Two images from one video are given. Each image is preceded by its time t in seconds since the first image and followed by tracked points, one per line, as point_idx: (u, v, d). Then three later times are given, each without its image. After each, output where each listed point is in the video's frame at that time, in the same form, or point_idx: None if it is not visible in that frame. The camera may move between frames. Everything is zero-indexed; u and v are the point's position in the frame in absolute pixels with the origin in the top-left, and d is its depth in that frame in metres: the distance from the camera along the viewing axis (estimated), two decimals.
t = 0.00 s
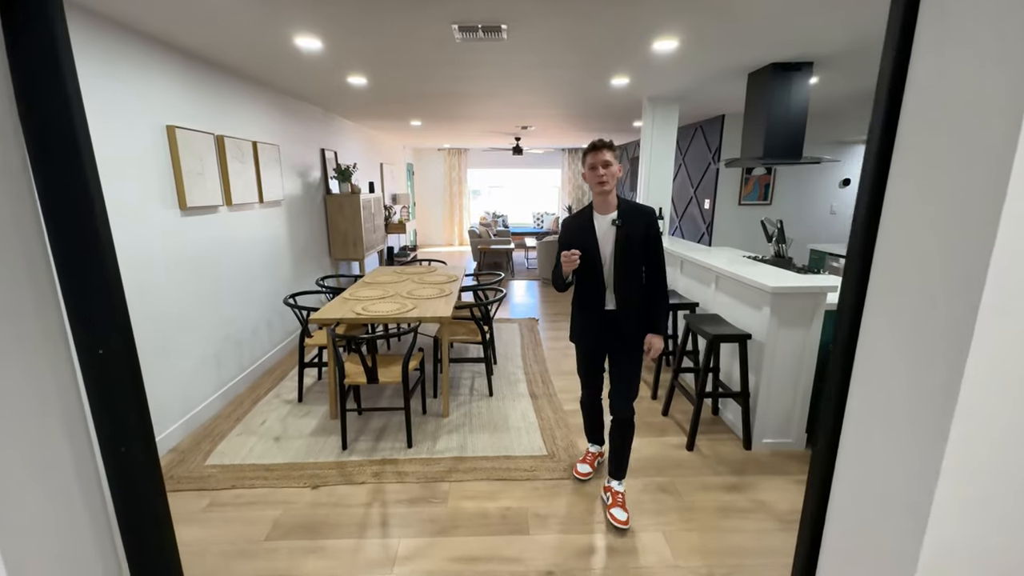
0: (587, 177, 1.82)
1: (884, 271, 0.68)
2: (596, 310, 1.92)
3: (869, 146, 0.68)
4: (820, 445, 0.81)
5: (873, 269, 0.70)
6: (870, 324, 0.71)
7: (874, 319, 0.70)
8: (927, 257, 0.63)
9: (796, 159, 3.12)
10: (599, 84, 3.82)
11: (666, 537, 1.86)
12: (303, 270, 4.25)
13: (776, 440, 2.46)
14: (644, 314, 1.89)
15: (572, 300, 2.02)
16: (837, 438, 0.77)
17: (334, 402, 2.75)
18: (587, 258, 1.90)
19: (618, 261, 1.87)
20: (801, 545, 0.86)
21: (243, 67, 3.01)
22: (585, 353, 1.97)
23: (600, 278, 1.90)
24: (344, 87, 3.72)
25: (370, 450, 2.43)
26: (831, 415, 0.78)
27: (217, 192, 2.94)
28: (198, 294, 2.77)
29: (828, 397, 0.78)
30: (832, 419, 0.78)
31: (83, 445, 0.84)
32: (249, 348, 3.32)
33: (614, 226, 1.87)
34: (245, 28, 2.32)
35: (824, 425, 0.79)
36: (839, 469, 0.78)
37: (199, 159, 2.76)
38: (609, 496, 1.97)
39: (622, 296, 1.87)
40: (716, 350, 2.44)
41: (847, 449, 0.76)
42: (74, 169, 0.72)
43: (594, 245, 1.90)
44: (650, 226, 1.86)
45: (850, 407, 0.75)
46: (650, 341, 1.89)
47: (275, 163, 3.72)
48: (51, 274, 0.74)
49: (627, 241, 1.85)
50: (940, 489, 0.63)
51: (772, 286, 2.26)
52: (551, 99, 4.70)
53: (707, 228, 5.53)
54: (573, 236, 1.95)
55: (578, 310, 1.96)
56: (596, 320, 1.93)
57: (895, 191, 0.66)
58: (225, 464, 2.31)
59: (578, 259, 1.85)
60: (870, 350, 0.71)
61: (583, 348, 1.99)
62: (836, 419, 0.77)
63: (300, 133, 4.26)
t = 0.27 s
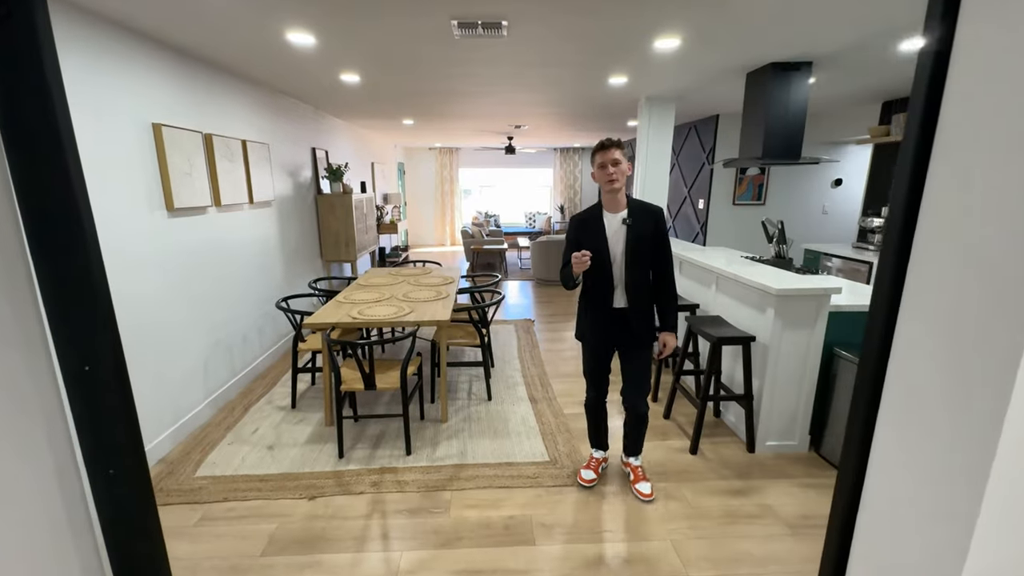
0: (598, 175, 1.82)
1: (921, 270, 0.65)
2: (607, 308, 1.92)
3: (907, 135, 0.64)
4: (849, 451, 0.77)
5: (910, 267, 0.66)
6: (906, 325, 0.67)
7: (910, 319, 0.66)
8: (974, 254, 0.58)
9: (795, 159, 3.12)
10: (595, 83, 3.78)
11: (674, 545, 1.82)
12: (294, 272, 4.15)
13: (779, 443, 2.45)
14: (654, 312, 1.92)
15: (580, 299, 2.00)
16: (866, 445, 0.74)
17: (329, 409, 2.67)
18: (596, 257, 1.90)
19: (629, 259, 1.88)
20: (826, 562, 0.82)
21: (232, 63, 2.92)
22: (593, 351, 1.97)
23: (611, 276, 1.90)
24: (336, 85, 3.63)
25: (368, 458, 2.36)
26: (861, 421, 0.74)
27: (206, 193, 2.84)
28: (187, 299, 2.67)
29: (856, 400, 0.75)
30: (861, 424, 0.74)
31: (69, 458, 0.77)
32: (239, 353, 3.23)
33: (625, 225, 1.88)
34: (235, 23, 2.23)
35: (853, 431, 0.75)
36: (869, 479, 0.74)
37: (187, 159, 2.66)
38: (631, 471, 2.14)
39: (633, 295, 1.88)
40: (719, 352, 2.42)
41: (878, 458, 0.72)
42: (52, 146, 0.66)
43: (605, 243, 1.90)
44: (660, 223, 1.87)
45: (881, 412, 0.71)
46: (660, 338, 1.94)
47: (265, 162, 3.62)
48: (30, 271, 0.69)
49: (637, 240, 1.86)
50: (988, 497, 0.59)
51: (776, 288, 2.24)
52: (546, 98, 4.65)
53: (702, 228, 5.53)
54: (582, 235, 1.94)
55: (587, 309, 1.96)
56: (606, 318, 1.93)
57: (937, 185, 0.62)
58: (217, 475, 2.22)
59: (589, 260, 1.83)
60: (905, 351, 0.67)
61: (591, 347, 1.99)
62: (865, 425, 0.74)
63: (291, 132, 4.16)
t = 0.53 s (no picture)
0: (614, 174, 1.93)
1: (942, 272, 0.61)
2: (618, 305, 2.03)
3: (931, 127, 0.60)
4: (865, 459, 0.74)
5: (931, 268, 0.63)
6: (927, 329, 0.64)
7: (931, 323, 0.63)
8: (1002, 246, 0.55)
9: (785, 160, 3.15)
10: (587, 83, 3.76)
11: (677, 548, 1.81)
12: (281, 274, 4.06)
13: (775, 442, 2.46)
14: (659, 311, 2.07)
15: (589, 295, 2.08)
16: (885, 453, 0.70)
17: (320, 416, 2.60)
18: (610, 255, 1.98)
19: (641, 259, 1.99)
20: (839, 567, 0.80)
21: (216, 59, 2.82)
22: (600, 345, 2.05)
23: (623, 274, 2.00)
24: (323, 82, 3.55)
25: (363, 465, 2.30)
26: (879, 427, 0.71)
27: (189, 194, 2.75)
28: (171, 303, 2.58)
29: (873, 406, 0.71)
30: (879, 430, 0.71)
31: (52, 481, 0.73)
32: (226, 358, 3.13)
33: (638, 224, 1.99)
34: (220, 17, 2.15)
35: (871, 437, 0.72)
36: (885, 487, 0.71)
37: (170, 159, 2.57)
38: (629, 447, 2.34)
39: (642, 294, 2.01)
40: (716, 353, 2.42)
41: (897, 466, 0.69)
42: (30, 137, 0.61)
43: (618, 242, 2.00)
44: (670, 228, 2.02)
45: (900, 419, 0.68)
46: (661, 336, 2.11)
47: (250, 162, 3.52)
48: (1, 267, 0.63)
49: (649, 241, 1.99)
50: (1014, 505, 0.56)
51: (773, 289, 2.25)
52: (536, 97, 4.62)
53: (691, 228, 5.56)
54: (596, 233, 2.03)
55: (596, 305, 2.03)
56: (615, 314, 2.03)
57: (962, 180, 0.59)
58: (205, 487, 2.14)
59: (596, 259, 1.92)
60: (926, 357, 0.64)
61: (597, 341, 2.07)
62: (883, 431, 0.70)
63: (275, 131, 4.06)
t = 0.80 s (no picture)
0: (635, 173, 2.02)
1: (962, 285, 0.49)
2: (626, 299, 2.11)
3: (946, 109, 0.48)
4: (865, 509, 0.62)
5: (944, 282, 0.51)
6: (938, 357, 0.52)
7: (944, 350, 0.51)
8: None
9: (775, 160, 3.18)
10: (578, 82, 3.75)
11: (678, 549, 1.81)
12: (267, 276, 3.96)
13: (769, 441, 2.48)
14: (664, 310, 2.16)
15: (599, 288, 2.16)
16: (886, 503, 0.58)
17: (312, 422, 2.54)
18: (620, 250, 2.08)
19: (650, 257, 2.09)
20: None
21: (201, 55, 2.74)
22: (603, 336, 2.14)
23: (632, 270, 2.09)
24: (311, 79, 3.48)
25: (356, 472, 2.25)
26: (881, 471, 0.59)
27: (171, 194, 2.65)
28: (152, 308, 2.48)
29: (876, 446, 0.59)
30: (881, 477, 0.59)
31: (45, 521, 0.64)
32: (211, 363, 3.05)
33: (651, 224, 2.08)
34: (204, 12, 2.07)
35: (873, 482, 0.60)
36: (886, 547, 0.59)
37: (151, 158, 2.48)
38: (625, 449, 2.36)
39: (649, 291, 2.10)
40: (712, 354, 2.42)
41: (902, 520, 0.56)
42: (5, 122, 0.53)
43: (630, 239, 2.09)
44: (680, 230, 2.12)
45: (907, 464, 0.56)
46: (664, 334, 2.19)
47: (234, 160, 3.43)
48: None
49: (661, 239, 2.08)
50: None
51: (767, 290, 2.25)
52: (526, 96, 4.60)
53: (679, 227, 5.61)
54: (609, 227, 2.12)
55: (601, 298, 2.13)
56: (620, 308, 2.12)
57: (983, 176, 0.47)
58: (192, 498, 2.07)
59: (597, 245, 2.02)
60: (939, 391, 0.52)
61: (599, 331, 2.17)
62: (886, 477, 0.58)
63: (260, 129, 3.96)
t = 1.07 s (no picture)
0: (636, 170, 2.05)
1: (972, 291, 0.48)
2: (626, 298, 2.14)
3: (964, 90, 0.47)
4: (876, 502, 0.60)
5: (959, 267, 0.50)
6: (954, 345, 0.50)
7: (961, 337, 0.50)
8: None
9: (765, 161, 3.21)
10: (569, 82, 3.73)
11: (678, 552, 1.80)
12: (252, 279, 3.87)
13: (763, 440, 2.50)
14: (663, 309, 2.18)
15: (599, 287, 2.19)
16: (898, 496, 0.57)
17: (302, 429, 2.47)
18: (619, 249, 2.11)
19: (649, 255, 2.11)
20: None
21: (182, 51, 2.65)
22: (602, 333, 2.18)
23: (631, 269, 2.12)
24: (296, 77, 3.39)
25: (349, 479, 2.20)
26: (893, 463, 0.57)
27: (152, 195, 2.57)
28: (128, 314, 2.36)
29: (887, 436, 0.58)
30: (893, 469, 0.57)
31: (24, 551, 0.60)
32: (196, 369, 2.96)
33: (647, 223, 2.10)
34: (188, 7, 2.00)
35: (885, 475, 0.59)
36: (895, 557, 0.58)
37: (131, 158, 2.39)
38: (622, 450, 2.35)
39: (648, 290, 2.12)
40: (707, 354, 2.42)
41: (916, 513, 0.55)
42: None
43: (629, 237, 2.12)
44: (680, 229, 2.13)
45: (921, 455, 0.54)
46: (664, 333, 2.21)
47: (218, 160, 3.33)
48: None
49: (660, 238, 2.11)
50: None
51: (761, 290, 2.26)
52: (515, 96, 4.57)
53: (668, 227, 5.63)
54: (609, 224, 2.15)
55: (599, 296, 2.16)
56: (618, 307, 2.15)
57: (1002, 158, 0.46)
58: (177, 511, 1.99)
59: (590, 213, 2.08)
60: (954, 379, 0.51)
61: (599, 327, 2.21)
62: (898, 468, 0.57)
63: (244, 128, 3.86)
